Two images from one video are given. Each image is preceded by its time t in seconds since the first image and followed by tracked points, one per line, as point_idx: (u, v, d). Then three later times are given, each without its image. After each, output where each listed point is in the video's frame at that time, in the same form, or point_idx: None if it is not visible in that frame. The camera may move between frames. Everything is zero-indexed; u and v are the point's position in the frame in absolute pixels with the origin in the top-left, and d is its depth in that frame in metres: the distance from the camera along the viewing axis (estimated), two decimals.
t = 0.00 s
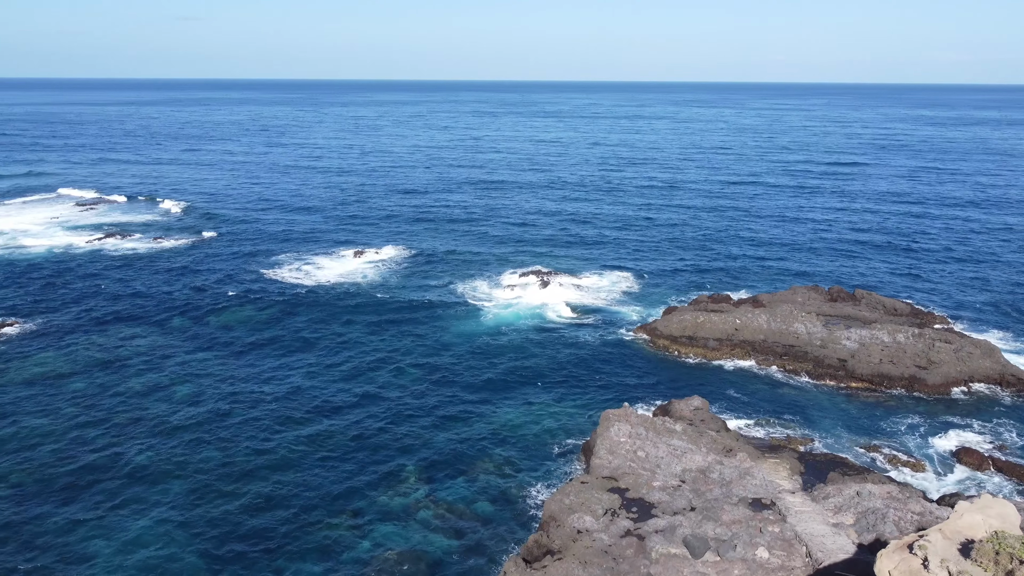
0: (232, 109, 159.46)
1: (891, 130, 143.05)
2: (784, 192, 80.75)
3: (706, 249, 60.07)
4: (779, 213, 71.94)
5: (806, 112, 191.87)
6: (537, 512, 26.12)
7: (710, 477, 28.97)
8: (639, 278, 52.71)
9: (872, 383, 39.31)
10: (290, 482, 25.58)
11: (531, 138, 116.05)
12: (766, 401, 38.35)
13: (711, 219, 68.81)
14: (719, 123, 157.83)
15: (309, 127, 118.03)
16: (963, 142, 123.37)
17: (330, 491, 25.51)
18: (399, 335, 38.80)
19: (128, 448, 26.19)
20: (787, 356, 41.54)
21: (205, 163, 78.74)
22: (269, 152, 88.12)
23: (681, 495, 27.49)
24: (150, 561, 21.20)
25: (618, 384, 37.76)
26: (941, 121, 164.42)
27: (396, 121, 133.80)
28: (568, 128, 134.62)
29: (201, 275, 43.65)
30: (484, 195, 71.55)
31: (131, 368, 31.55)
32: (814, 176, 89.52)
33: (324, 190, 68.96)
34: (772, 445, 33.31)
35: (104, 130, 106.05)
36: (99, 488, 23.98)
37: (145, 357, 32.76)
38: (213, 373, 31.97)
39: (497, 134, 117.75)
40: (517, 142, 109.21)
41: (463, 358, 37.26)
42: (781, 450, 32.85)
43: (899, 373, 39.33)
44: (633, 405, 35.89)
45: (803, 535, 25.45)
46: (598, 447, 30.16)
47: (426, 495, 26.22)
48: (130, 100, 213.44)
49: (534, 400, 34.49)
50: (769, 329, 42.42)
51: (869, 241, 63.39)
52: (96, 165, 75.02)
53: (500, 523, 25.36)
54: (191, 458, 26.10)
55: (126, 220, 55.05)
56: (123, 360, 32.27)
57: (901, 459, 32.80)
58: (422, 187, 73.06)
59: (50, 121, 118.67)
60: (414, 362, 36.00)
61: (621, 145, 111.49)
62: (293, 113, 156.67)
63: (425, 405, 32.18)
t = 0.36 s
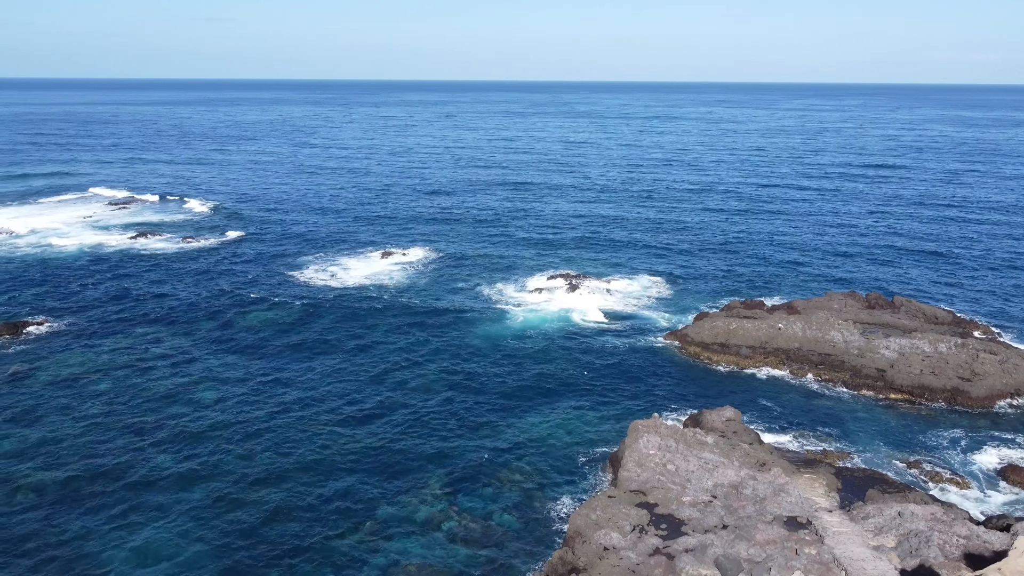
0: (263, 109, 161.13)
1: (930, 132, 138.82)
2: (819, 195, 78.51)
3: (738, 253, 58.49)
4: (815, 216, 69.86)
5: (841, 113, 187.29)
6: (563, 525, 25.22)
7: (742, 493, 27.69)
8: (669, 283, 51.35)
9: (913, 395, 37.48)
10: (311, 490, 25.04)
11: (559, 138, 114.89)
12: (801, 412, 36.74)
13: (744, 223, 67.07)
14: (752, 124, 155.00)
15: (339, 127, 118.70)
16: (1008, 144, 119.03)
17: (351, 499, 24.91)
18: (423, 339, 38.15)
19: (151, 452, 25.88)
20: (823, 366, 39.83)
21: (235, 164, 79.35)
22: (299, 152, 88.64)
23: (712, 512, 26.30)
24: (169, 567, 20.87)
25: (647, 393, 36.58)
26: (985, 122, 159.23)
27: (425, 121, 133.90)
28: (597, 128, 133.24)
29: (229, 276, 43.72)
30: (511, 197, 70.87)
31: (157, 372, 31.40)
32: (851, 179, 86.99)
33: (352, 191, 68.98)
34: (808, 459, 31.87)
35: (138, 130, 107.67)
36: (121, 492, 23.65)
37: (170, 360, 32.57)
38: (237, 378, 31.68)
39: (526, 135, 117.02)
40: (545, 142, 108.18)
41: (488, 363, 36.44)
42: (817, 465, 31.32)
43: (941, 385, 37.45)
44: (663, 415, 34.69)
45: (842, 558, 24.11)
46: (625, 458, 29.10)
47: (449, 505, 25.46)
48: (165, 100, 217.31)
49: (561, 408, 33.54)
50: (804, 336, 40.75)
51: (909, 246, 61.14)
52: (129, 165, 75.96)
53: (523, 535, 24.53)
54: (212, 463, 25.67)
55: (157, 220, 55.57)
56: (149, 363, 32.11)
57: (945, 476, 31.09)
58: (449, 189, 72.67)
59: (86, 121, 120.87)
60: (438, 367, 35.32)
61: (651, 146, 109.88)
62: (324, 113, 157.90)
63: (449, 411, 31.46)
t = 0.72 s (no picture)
0: (297, 110, 162.87)
1: (977, 134, 134.01)
2: (860, 199, 76.05)
3: (776, 258, 56.71)
4: (855, 221, 67.55)
5: (882, 114, 182.56)
6: (592, 540, 24.26)
7: (780, 511, 26.32)
8: (704, 289, 49.85)
9: (959, 409, 35.62)
10: (334, 499, 24.41)
11: (592, 140, 113.54)
12: (840, 425, 35.07)
13: (781, 227, 65.14)
14: (790, 125, 151.68)
15: (372, 128, 119.30)
16: None
17: (374, 509, 24.19)
18: (451, 344, 37.49)
19: (175, 456, 25.59)
20: (863, 377, 38.10)
21: (269, 165, 80.03)
22: (332, 153, 89.17)
23: (748, 531, 25.02)
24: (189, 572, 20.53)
25: (681, 404, 35.29)
26: None
27: (457, 122, 133.93)
28: (631, 129, 131.61)
29: (260, 277, 43.89)
30: (542, 199, 70.10)
31: (185, 375, 31.27)
32: (894, 182, 84.11)
33: (383, 192, 68.95)
34: (848, 476, 30.24)
35: (177, 131, 109.57)
36: (143, 497, 23.34)
37: (198, 363, 32.44)
38: (263, 382, 31.40)
39: (558, 136, 116.07)
40: (578, 144, 106.98)
41: (517, 370, 35.59)
42: (859, 482, 29.68)
43: (989, 400, 35.47)
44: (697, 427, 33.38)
45: None
46: (657, 472, 27.89)
47: (474, 517, 24.60)
48: (205, 99, 222.42)
49: (591, 418, 32.48)
50: (844, 346, 38.99)
51: (957, 251, 58.62)
52: (166, 165, 77.07)
53: (551, 549, 23.67)
54: (236, 469, 25.26)
55: (191, 220, 56.11)
56: (177, 366, 32.03)
57: (996, 496, 29.26)
58: (480, 190, 72.20)
59: (127, 121, 123.48)
60: (466, 373, 34.59)
61: (686, 148, 107.92)
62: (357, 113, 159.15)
63: (476, 419, 30.65)
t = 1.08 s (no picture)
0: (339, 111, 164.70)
1: None
2: (912, 204, 72.90)
3: (822, 264, 54.55)
4: (907, 226, 64.68)
5: (935, 116, 175.81)
6: (625, 559, 23.22)
7: (826, 532, 24.73)
8: (748, 296, 48.12)
9: (1018, 426, 33.45)
10: (362, 509, 23.85)
11: (632, 141, 111.81)
12: (890, 440, 33.12)
13: (828, 232, 62.73)
14: (837, 126, 147.11)
15: (411, 128, 119.65)
16: None
17: (403, 521, 23.54)
18: (485, 350, 36.79)
19: (206, 461, 25.45)
20: (914, 391, 36.09)
21: (309, 165, 80.73)
22: (371, 153, 89.55)
23: (792, 555, 23.54)
24: None
25: (722, 416, 33.84)
26: None
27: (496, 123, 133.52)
28: (672, 131, 129.20)
29: (296, 279, 44.00)
30: (579, 202, 69.03)
31: (219, 378, 31.28)
32: (949, 187, 80.50)
33: (420, 194, 68.79)
34: (898, 496, 28.28)
35: (222, 130, 111.74)
36: (172, 500, 23.22)
37: (231, 365, 32.49)
38: (296, 387, 31.20)
39: (597, 138, 114.60)
40: (617, 146, 105.41)
41: (552, 378, 34.68)
42: (911, 503, 27.84)
43: None
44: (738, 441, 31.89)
45: None
46: (695, 488, 26.51)
47: (505, 533, 23.73)
48: (250, 99, 227.34)
49: (628, 429, 31.33)
50: (893, 357, 36.99)
51: (1018, 260, 55.54)
52: (210, 165, 78.41)
53: (582, 567, 22.72)
54: (265, 476, 24.97)
55: (230, 220, 56.76)
56: (212, 368, 32.06)
57: None
58: (516, 192, 71.47)
59: (174, 121, 126.48)
60: (500, 380, 33.84)
61: (729, 150, 105.32)
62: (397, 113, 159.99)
63: (510, 430, 29.84)
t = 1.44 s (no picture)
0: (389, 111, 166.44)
1: None
2: (982, 209, 69.04)
3: (882, 272, 51.95)
4: (976, 233, 61.21)
5: (1005, 117, 167.32)
6: None
7: (886, 560, 22.85)
8: (803, 305, 46.09)
9: None
10: (400, 518, 23.40)
11: (683, 143, 109.50)
12: (955, 461, 30.85)
13: (890, 238, 59.79)
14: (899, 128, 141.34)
15: (458, 129, 119.95)
16: None
17: (441, 532, 23.03)
18: (528, 356, 36.09)
19: (247, 463, 25.42)
20: (981, 408, 33.68)
21: (357, 165, 81.54)
22: (418, 154, 89.94)
23: None
24: None
25: (774, 430, 32.21)
26: None
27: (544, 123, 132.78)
28: (724, 132, 126.16)
29: (341, 280, 44.23)
30: (627, 205, 67.70)
31: (263, 379, 31.45)
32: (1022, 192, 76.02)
33: (465, 195, 68.59)
34: (964, 522, 26.15)
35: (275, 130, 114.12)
36: (212, 501, 23.30)
37: (275, 366, 32.70)
38: (339, 390, 31.13)
39: (646, 139, 112.68)
40: (667, 147, 103.35)
41: (596, 387, 33.74)
42: (980, 531, 25.61)
43: None
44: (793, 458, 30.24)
45: None
46: (746, 507, 24.90)
47: (544, 548, 22.95)
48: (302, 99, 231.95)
49: (676, 442, 30.14)
50: (959, 372, 34.60)
51: None
52: (261, 164, 79.98)
53: None
54: (304, 480, 24.84)
55: (279, 219, 57.61)
56: (256, 369, 32.29)
57: None
58: (562, 194, 70.57)
59: (230, 121, 129.91)
60: (543, 388, 33.09)
61: (783, 152, 102.07)
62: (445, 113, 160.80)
63: (552, 440, 29.07)
